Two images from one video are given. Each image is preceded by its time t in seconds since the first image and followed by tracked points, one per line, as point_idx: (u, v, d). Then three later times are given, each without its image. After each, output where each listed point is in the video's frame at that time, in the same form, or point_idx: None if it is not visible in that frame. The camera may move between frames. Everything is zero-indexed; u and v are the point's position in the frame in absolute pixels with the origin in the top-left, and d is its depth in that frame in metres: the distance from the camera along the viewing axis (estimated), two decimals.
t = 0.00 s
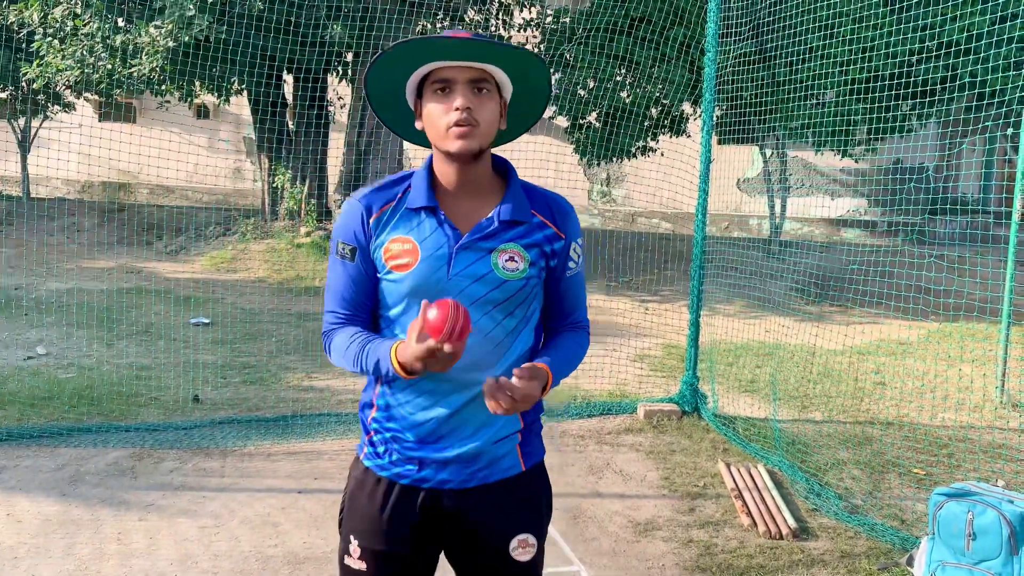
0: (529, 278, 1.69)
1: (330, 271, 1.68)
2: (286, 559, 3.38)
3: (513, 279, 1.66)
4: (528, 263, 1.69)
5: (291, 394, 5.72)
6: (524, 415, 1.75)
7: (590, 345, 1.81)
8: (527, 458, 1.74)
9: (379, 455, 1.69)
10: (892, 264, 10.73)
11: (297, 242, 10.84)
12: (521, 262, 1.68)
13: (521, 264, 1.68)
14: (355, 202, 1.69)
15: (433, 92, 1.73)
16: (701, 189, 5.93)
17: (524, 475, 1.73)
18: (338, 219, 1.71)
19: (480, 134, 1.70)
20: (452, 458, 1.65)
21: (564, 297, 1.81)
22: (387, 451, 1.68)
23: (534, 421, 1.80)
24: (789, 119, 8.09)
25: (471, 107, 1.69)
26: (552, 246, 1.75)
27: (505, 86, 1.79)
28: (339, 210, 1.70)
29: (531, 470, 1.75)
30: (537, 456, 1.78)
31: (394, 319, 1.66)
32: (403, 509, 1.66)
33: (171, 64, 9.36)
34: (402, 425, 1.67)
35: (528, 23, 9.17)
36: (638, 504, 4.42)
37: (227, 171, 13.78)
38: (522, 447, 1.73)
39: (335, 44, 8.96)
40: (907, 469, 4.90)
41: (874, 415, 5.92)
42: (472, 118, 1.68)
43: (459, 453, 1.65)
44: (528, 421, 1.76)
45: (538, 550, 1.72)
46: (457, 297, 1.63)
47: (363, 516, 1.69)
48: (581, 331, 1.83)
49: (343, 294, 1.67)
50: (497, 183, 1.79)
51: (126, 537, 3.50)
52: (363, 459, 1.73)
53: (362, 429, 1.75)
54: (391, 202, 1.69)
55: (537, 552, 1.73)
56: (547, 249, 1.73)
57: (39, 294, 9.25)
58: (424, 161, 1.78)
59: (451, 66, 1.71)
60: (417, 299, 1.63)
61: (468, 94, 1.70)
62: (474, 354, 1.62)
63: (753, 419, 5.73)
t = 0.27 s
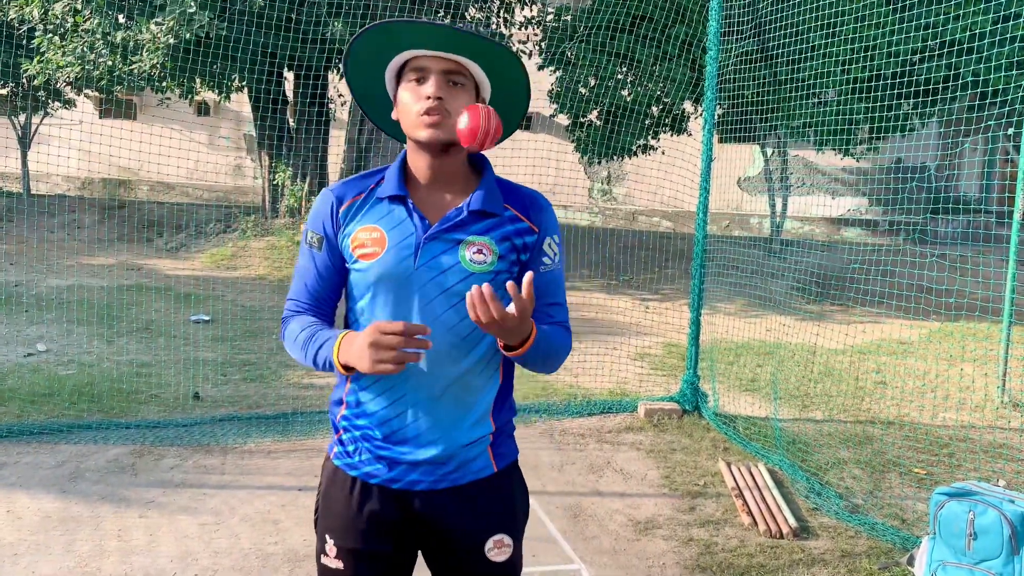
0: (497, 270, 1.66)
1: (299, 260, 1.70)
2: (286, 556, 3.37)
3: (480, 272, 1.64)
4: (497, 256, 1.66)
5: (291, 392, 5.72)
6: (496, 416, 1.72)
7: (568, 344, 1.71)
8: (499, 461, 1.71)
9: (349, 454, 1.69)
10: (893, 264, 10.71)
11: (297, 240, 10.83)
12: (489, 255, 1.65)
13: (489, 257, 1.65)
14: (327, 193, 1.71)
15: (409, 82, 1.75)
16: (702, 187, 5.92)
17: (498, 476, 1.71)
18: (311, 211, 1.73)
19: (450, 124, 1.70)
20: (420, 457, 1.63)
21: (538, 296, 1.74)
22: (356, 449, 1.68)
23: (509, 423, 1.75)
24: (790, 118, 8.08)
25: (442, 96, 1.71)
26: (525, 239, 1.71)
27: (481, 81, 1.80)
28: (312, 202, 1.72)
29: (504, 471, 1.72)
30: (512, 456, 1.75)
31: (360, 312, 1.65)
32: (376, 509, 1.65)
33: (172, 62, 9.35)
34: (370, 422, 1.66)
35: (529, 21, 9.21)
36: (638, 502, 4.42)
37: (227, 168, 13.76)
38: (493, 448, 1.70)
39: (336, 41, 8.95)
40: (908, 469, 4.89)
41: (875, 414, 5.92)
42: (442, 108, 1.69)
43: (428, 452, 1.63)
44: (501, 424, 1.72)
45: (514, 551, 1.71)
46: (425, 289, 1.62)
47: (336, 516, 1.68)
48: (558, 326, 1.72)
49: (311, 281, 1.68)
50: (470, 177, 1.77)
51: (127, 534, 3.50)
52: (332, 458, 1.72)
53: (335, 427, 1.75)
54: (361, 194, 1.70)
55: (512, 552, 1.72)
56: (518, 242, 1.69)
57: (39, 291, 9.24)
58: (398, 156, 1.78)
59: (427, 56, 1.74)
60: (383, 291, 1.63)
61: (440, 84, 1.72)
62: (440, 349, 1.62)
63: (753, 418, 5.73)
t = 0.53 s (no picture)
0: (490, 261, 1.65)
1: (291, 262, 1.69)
2: (291, 549, 3.38)
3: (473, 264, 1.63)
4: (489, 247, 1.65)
5: (296, 385, 5.73)
6: (491, 411, 1.71)
7: (566, 326, 1.71)
8: (493, 459, 1.69)
9: (343, 452, 1.69)
10: (899, 260, 10.69)
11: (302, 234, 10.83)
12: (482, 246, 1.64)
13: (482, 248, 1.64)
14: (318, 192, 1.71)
15: (409, 77, 1.72)
16: (707, 181, 5.91)
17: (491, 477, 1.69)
18: (303, 211, 1.72)
19: (459, 118, 1.72)
20: (415, 453, 1.63)
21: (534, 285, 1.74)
22: (350, 446, 1.68)
23: (504, 417, 1.75)
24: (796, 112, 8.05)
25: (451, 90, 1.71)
26: (517, 229, 1.70)
27: (467, 69, 1.82)
28: (304, 201, 1.72)
29: (498, 470, 1.71)
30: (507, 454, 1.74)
31: (354, 310, 1.65)
32: (370, 505, 1.66)
33: (177, 55, 9.34)
34: (364, 418, 1.67)
35: (535, 15, 9.48)
36: (643, 497, 4.42)
37: (232, 162, 13.76)
38: (488, 446, 1.69)
39: (341, 35, 8.95)
40: (913, 464, 4.88)
41: (881, 409, 5.91)
42: (454, 102, 1.70)
43: (422, 448, 1.64)
44: (496, 419, 1.71)
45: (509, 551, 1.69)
46: (417, 284, 1.61)
47: (330, 513, 1.69)
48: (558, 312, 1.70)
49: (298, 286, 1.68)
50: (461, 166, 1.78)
51: (133, 526, 3.51)
52: (328, 454, 1.73)
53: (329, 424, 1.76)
54: (351, 193, 1.69)
55: (506, 553, 1.69)
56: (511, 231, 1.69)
57: (45, 284, 9.25)
58: (388, 152, 1.76)
59: (426, 50, 1.72)
60: (375, 287, 1.62)
61: (445, 77, 1.72)
62: (432, 344, 1.62)
63: (759, 412, 5.72)
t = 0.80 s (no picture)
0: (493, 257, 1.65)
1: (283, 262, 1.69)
2: (290, 546, 3.38)
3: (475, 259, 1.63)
4: (492, 242, 1.65)
5: (295, 382, 5.72)
6: (495, 407, 1.72)
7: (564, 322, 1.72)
8: (497, 455, 1.71)
9: (345, 454, 1.68)
10: (898, 258, 10.69)
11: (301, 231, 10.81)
12: (485, 240, 1.64)
13: (485, 242, 1.64)
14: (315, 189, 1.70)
15: (378, 82, 1.71)
16: (707, 179, 5.90)
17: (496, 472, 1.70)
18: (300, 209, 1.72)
19: (428, 122, 1.67)
20: (420, 452, 1.63)
21: (535, 280, 1.75)
22: (352, 449, 1.67)
23: (506, 413, 1.76)
24: (796, 110, 8.05)
25: (415, 94, 1.66)
26: (518, 223, 1.71)
27: (452, 64, 1.75)
28: (300, 199, 1.71)
29: (503, 466, 1.72)
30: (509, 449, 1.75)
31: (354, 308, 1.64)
32: (373, 506, 1.65)
33: (176, 51, 9.31)
34: (367, 419, 1.66)
35: (534, 12, 9.51)
36: (642, 495, 4.42)
37: (232, 159, 13.73)
38: (492, 443, 1.70)
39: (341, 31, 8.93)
40: (912, 462, 4.89)
41: (880, 407, 5.91)
42: (417, 107, 1.66)
43: (428, 447, 1.63)
44: (499, 415, 1.72)
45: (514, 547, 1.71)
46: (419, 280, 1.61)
47: (331, 514, 1.67)
48: (556, 307, 1.74)
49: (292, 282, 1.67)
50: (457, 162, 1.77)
51: (132, 523, 3.51)
52: (328, 457, 1.71)
53: (328, 427, 1.74)
54: (349, 190, 1.69)
55: (511, 548, 1.71)
56: (512, 226, 1.69)
57: (44, 280, 9.23)
58: (382, 150, 1.77)
59: (391, 53, 1.68)
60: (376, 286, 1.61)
61: (410, 80, 1.67)
62: (436, 341, 1.62)
63: (758, 410, 5.72)
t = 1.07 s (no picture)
0: (512, 266, 1.67)
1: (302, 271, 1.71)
2: (290, 546, 3.37)
3: (495, 269, 1.64)
4: (510, 251, 1.66)
5: (295, 382, 5.71)
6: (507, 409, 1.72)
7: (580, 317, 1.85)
8: (510, 455, 1.71)
9: (359, 453, 1.68)
10: (899, 260, 10.69)
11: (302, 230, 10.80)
12: (503, 250, 1.65)
13: (503, 252, 1.65)
14: (325, 199, 1.67)
15: (401, 89, 1.71)
16: (708, 180, 5.89)
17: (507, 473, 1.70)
18: (310, 215, 1.70)
19: (454, 130, 1.68)
20: (435, 455, 1.63)
21: (554, 277, 1.82)
22: (366, 449, 1.67)
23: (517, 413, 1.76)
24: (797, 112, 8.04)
25: (441, 103, 1.68)
26: (536, 232, 1.73)
27: (474, 69, 1.77)
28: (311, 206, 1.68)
29: (514, 466, 1.72)
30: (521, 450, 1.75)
31: (369, 315, 1.63)
32: (382, 507, 1.65)
33: (177, 50, 9.29)
34: (381, 422, 1.65)
35: (535, 13, 9.50)
36: (642, 496, 4.41)
37: (232, 159, 13.72)
38: (504, 444, 1.70)
39: (342, 31, 8.92)
40: (913, 466, 4.88)
41: (881, 410, 5.90)
42: (444, 116, 1.67)
43: (443, 450, 1.64)
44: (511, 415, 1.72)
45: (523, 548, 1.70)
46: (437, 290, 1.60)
47: (342, 512, 1.68)
48: (572, 305, 1.85)
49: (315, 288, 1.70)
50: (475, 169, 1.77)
51: (131, 522, 3.50)
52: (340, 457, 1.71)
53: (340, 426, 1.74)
54: (362, 199, 1.66)
55: (520, 549, 1.71)
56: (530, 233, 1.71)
57: (44, 279, 9.22)
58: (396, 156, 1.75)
59: (417, 61, 1.68)
60: (393, 295, 1.60)
61: (437, 89, 1.69)
62: (453, 349, 1.61)
63: (758, 412, 5.71)
